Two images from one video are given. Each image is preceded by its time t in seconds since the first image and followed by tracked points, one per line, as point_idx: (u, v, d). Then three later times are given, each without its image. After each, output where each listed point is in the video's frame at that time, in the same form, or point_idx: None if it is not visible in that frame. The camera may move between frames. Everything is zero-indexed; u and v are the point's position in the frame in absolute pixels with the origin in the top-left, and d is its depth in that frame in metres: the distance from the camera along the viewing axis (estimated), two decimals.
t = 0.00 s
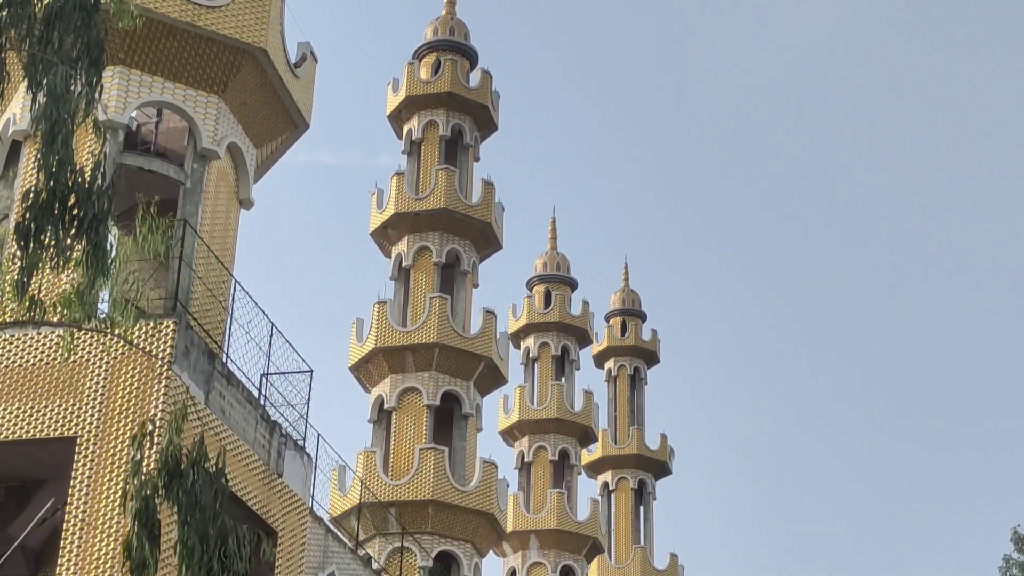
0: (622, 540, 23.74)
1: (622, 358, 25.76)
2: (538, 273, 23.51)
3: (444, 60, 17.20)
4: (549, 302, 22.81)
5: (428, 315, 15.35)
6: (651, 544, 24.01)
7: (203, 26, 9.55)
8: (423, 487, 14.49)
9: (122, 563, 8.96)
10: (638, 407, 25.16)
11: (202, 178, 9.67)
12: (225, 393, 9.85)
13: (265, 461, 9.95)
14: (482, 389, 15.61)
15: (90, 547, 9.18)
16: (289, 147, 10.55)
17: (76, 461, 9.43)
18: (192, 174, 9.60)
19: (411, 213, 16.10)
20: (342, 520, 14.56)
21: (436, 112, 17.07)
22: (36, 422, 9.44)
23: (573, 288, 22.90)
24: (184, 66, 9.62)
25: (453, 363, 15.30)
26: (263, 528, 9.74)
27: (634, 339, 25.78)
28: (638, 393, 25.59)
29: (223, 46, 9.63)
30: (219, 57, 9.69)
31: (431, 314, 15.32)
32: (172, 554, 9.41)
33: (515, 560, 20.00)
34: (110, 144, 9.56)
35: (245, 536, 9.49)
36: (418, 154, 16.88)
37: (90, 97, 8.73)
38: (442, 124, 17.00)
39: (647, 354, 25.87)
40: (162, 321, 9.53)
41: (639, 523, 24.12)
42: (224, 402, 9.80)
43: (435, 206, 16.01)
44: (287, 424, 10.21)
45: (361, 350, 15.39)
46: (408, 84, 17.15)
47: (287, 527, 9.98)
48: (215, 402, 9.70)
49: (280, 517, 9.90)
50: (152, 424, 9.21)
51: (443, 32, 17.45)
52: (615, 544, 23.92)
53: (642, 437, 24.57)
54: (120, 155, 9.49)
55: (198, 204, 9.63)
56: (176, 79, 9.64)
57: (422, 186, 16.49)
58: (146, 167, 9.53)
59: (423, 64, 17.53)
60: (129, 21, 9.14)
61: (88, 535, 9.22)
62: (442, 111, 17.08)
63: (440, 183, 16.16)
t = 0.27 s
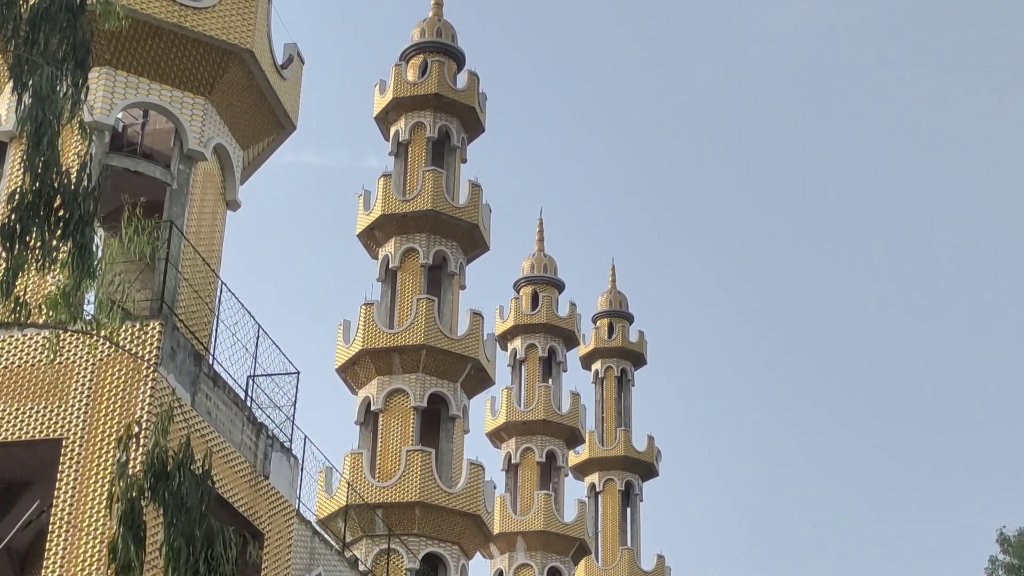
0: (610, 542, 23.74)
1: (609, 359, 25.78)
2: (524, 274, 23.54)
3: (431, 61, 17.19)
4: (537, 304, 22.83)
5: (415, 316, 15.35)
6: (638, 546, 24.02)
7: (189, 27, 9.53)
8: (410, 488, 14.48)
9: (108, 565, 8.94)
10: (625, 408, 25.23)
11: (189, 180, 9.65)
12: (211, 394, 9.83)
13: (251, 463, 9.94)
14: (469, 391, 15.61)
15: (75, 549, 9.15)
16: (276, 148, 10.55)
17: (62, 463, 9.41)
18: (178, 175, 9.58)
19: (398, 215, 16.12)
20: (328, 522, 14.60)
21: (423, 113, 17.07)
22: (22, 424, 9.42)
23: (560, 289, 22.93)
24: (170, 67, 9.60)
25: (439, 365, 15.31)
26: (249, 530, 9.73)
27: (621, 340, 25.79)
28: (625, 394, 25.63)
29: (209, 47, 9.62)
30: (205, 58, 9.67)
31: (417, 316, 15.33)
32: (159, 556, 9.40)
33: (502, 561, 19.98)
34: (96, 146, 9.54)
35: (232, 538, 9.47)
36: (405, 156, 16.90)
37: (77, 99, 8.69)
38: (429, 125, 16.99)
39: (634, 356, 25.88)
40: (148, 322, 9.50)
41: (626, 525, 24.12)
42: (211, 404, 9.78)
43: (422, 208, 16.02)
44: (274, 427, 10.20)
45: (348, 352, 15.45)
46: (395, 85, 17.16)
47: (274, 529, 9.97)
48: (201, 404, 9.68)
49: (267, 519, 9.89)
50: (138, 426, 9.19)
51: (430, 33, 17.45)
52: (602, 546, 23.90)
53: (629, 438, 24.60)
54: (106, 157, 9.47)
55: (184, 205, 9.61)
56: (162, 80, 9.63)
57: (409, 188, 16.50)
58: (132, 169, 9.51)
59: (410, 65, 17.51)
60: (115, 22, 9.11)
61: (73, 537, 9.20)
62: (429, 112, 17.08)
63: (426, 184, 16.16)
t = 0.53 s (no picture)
0: (600, 559, 23.32)
1: (600, 365, 25.26)
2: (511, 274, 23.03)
3: (412, 51, 16.71)
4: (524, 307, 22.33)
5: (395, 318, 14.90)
6: (628, 560, 23.57)
7: (158, 14, 9.04)
8: (390, 500, 14.02)
9: None
10: (616, 417, 24.71)
11: (157, 175, 9.16)
12: (180, 401, 9.32)
13: (223, 474, 9.46)
14: (452, 399, 15.19)
15: (36, 565, 8.63)
16: (249, 142, 10.07)
17: (22, 474, 8.91)
18: (146, 170, 9.08)
19: (378, 212, 15.65)
20: (303, 536, 14.09)
21: (403, 105, 16.59)
22: None
23: (548, 291, 22.36)
24: (137, 56, 9.11)
25: (420, 371, 14.87)
26: (220, 544, 9.27)
27: (613, 345, 25.25)
28: (616, 401, 25.12)
29: (178, 35, 9.13)
30: (175, 47, 9.18)
31: (397, 318, 14.87)
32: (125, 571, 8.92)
33: None
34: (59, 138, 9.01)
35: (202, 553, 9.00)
36: (386, 151, 16.44)
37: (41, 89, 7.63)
38: (410, 117, 16.51)
39: (626, 361, 25.35)
40: (114, 325, 8.98)
41: (616, 540, 23.69)
42: (180, 411, 9.28)
43: (402, 205, 15.56)
44: (246, 435, 9.73)
45: (325, 356, 15.07)
46: (375, 77, 16.68)
47: (246, 543, 9.50)
48: (170, 411, 9.18)
49: (239, 533, 9.42)
50: (102, 434, 8.67)
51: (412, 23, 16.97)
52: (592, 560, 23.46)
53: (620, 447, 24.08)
54: (70, 150, 8.95)
55: (152, 202, 9.12)
56: (130, 70, 9.13)
57: (390, 183, 16.02)
58: (97, 163, 9.01)
59: (391, 55, 17.03)
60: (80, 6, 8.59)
61: (34, 551, 8.68)
62: (411, 104, 16.60)
63: (406, 179, 15.69)
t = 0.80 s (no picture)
0: None
1: (588, 373, 24.44)
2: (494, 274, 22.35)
3: (387, 35, 16.08)
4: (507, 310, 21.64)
5: (368, 321, 14.35)
6: None
7: None
8: (363, 516, 13.48)
9: None
10: (606, 428, 23.93)
11: (112, 165, 8.53)
12: (137, 410, 8.65)
13: (183, 488, 8.83)
14: (429, 408, 14.64)
15: None
16: (212, 132, 9.46)
17: None
18: (100, 160, 8.47)
19: (350, 206, 15.03)
20: (271, 554, 13.56)
21: (378, 93, 15.98)
22: None
23: (533, 292, 21.67)
24: (92, 38, 8.47)
25: (395, 378, 14.33)
26: (179, 562, 8.69)
27: (602, 350, 24.44)
28: (605, 410, 24.32)
29: (136, 15, 8.52)
30: (132, 28, 8.56)
31: (370, 321, 14.33)
32: None
33: None
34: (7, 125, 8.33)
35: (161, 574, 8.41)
36: (360, 142, 15.83)
37: None
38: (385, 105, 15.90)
39: (615, 367, 24.52)
40: (66, 327, 8.30)
41: (607, 557, 22.86)
42: (137, 420, 8.62)
43: (377, 199, 14.96)
44: (207, 446, 9.12)
45: (293, 362, 14.41)
46: (347, 62, 16.06)
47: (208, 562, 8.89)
48: (125, 420, 8.51)
49: (200, 551, 8.81)
50: (52, 445, 7.97)
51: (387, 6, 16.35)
52: None
53: (610, 460, 23.26)
54: (20, 138, 8.27)
55: (108, 194, 8.51)
56: (84, 53, 8.50)
57: (364, 176, 15.41)
58: (47, 154, 8.39)
59: (365, 39, 16.41)
60: None
61: None
62: (386, 92, 15.99)
63: (380, 172, 15.09)
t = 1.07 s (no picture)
0: None
1: (584, 377, 24.05)
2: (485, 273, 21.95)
3: (372, 22, 15.68)
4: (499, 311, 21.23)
5: (353, 321, 13.99)
6: None
7: None
8: (348, 525, 13.14)
9: None
10: (602, 433, 23.50)
11: (84, 159, 8.16)
12: (110, 415, 8.24)
13: (159, 496, 8.47)
14: (417, 413, 14.29)
15: None
16: (188, 123, 9.11)
17: None
18: (71, 153, 8.10)
19: (334, 201, 14.65)
20: (252, 567, 13.18)
21: (363, 82, 15.60)
22: None
23: (526, 292, 21.27)
24: (63, 25, 8.10)
25: (381, 381, 13.96)
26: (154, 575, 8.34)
27: (598, 352, 24.01)
28: (601, 415, 23.90)
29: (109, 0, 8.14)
30: (105, 15, 8.19)
31: (355, 321, 13.97)
32: None
33: None
34: None
35: None
36: (344, 132, 15.45)
37: None
38: (370, 94, 15.52)
39: (611, 371, 24.10)
40: (35, 328, 7.83)
41: (602, 567, 22.44)
42: (111, 426, 8.20)
43: (361, 193, 14.59)
44: (184, 452, 8.77)
45: (274, 365, 14.04)
46: (331, 49, 15.68)
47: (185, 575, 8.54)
48: (98, 426, 8.10)
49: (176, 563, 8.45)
50: (22, 452, 7.50)
51: None
52: None
53: (606, 467, 22.84)
54: None
55: (79, 189, 8.14)
56: (54, 41, 8.12)
57: (348, 169, 15.03)
58: (16, 146, 8.03)
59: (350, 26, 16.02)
60: None
61: None
62: (371, 80, 15.61)
63: (365, 164, 14.72)
